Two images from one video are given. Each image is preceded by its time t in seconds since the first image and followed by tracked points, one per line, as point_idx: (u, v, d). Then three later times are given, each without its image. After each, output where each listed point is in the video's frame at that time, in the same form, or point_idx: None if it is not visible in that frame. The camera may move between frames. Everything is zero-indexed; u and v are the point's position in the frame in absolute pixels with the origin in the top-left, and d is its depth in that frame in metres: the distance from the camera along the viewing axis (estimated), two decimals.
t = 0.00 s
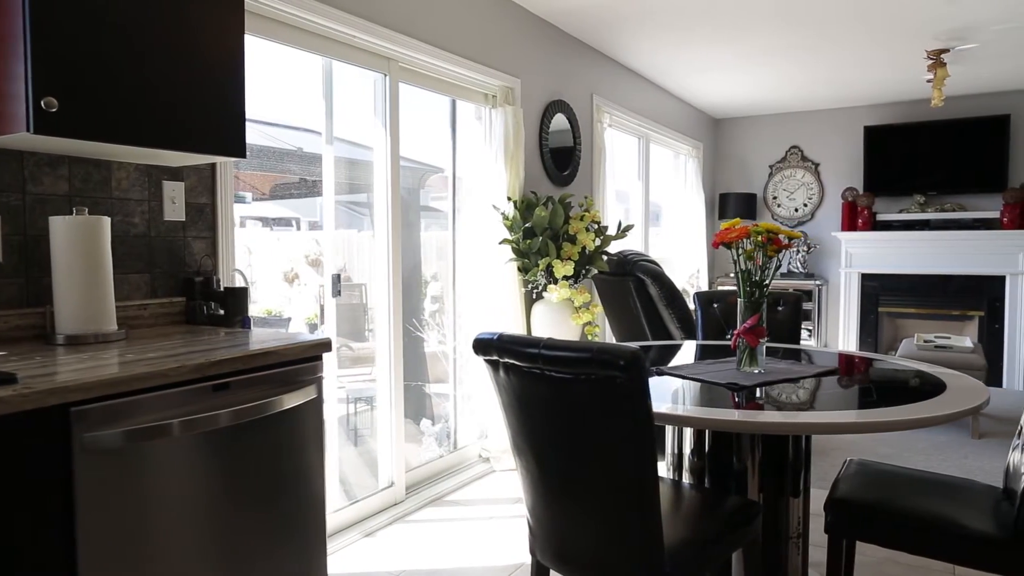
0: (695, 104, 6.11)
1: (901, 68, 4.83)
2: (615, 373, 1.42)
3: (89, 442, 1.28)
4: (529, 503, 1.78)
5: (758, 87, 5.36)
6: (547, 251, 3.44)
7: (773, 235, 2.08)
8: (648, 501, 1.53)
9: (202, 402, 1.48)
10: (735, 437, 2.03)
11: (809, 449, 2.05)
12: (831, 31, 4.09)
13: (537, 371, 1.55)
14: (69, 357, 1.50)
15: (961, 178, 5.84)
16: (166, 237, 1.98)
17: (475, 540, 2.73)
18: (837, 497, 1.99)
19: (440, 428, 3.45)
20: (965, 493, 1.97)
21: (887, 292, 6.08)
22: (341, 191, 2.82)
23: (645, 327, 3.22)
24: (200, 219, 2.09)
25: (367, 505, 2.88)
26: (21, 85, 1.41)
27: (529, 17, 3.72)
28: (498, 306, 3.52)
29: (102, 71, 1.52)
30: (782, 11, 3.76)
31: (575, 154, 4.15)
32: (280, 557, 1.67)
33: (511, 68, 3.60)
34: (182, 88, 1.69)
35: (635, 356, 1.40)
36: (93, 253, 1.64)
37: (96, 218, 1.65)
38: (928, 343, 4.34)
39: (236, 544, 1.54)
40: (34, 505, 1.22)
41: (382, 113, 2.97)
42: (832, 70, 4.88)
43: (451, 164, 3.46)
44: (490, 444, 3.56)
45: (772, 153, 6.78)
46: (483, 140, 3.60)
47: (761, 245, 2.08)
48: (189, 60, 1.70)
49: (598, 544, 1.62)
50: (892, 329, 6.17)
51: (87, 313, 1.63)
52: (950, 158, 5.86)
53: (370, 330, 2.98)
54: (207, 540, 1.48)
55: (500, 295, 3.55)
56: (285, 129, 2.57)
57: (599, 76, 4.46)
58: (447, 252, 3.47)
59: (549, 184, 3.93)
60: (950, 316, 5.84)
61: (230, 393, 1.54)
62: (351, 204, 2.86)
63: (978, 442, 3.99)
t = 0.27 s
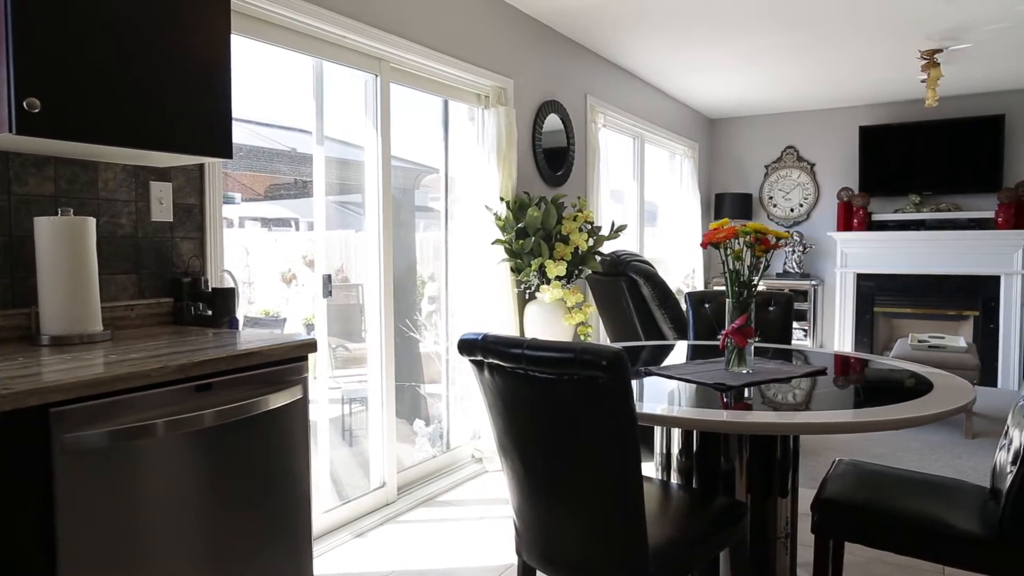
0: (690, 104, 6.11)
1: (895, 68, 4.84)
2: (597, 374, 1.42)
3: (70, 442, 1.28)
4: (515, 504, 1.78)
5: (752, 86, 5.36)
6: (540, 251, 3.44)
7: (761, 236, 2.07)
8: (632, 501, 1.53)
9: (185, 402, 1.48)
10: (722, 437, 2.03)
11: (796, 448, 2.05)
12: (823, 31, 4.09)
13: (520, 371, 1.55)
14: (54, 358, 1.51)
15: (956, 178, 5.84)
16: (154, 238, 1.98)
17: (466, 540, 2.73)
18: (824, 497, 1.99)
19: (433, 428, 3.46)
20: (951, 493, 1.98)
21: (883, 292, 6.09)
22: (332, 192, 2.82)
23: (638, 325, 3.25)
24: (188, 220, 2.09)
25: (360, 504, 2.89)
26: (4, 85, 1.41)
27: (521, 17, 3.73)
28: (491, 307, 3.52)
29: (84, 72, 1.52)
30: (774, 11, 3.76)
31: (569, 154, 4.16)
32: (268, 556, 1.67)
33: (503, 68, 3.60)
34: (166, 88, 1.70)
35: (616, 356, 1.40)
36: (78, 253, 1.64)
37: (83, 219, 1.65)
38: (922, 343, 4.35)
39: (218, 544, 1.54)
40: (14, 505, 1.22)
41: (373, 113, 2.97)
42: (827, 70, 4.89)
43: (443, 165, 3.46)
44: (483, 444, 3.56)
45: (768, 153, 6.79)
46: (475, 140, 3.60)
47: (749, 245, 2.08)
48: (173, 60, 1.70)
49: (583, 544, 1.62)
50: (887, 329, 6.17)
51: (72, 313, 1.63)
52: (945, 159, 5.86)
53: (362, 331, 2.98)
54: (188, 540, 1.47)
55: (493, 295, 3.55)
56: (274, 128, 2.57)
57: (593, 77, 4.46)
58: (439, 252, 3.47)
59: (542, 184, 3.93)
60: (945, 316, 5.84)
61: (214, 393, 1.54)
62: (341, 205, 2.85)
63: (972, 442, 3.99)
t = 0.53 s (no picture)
0: (687, 104, 6.11)
1: (889, 68, 4.84)
2: (581, 374, 1.42)
3: (54, 442, 1.28)
4: (502, 505, 1.78)
5: (748, 87, 5.36)
6: (534, 251, 3.45)
7: (751, 237, 2.07)
8: (618, 502, 1.53)
9: (170, 403, 1.48)
10: (711, 437, 2.02)
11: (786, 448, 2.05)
12: (817, 31, 4.10)
13: (503, 371, 1.55)
14: (41, 359, 1.51)
15: (952, 178, 5.85)
16: (143, 238, 1.99)
17: (459, 541, 2.73)
18: (812, 497, 1.98)
19: (427, 428, 3.46)
20: (940, 493, 1.98)
21: (879, 293, 6.08)
22: (324, 193, 2.82)
23: (633, 327, 3.30)
24: (178, 220, 2.09)
25: (353, 505, 2.89)
26: None
27: (515, 18, 3.73)
28: (486, 308, 3.52)
29: (62, 76, 1.56)
30: (767, 11, 3.77)
31: (563, 154, 4.16)
32: (257, 556, 1.68)
33: (497, 69, 3.60)
34: (145, 90, 1.73)
35: (599, 356, 1.40)
36: (65, 253, 1.64)
37: (69, 220, 1.65)
38: (917, 344, 4.35)
39: (204, 544, 1.54)
40: None
41: (365, 114, 2.97)
42: (821, 70, 4.89)
43: (437, 166, 3.46)
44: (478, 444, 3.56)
45: (764, 153, 6.79)
46: (469, 142, 3.60)
47: (739, 246, 2.08)
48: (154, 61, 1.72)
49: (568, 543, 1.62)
50: (884, 329, 6.17)
51: (59, 314, 1.63)
52: (941, 159, 5.87)
53: (355, 333, 2.98)
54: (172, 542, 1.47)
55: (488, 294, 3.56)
56: (265, 128, 2.56)
57: (587, 77, 4.46)
58: (434, 253, 3.47)
59: (536, 185, 3.93)
60: (942, 316, 5.84)
61: (201, 393, 1.55)
62: (333, 206, 2.85)
63: (967, 442, 3.99)
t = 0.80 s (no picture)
0: (683, 104, 6.12)
1: (884, 68, 4.84)
2: (565, 374, 1.43)
3: (39, 443, 1.29)
4: (490, 506, 1.78)
5: (744, 87, 5.36)
6: (527, 252, 3.46)
7: (740, 237, 2.07)
8: (603, 502, 1.54)
9: (155, 403, 1.48)
10: (699, 437, 2.02)
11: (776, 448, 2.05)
12: (811, 31, 4.10)
13: (489, 370, 1.55)
14: (27, 359, 1.51)
15: (948, 178, 5.85)
16: (132, 239, 1.99)
17: (450, 541, 2.73)
18: (800, 497, 1.97)
19: (421, 429, 3.46)
20: (929, 492, 1.98)
21: (875, 293, 6.09)
22: (316, 193, 2.82)
23: (627, 326, 3.32)
24: (167, 221, 2.10)
25: (346, 504, 2.90)
26: None
27: (508, 18, 3.73)
28: (480, 308, 3.52)
29: (50, 77, 1.56)
30: (760, 11, 3.77)
31: (558, 154, 4.17)
32: (244, 557, 1.68)
33: (490, 69, 3.60)
34: (133, 91, 1.73)
35: (583, 356, 1.41)
36: (52, 254, 1.64)
37: (55, 220, 1.65)
38: (912, 344, 4.37)
39: (189, 544, 1.54)
40: None
41: (357, 114, 2.97)
42: (816, 69, 4.89)
43: (430, 166, 3.46)
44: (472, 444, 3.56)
45: (760, 153, 6.80)
46: (462, 142, 3.60)
47: (729, 246, 2.08)
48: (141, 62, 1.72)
49: (555, 543, 1.62)
50: (881, 329, 6.16)
51: (46, 315, 1.63)
52: (937, 159, 5.87)
53: (348, 333, 2.98)
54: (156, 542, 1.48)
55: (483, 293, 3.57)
56: (255, 128, 2.56)
57: (582, 77, 4.46)
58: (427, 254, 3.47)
59: (530, 185, 3.93)
60: (938, 316, 5.84)
61: (187, 394, 1.55)
62: (324, 207, 2.85)
63: (961, 442, 4.00)
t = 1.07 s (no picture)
0: (679, 104, 6.12)
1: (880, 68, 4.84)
2: (550, 374, 1.43)
3: (25, 443, 1.29)
4: (478, 506, 1.78)
5: (739, 86, 5.36)
6: (521, 251, 3.46)
7: (729, 236, 2.06)
8: (589, 501, 1.54)
9: (140, 403, 1.48)
10: (688, 436, 2.03)
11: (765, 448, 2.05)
12: (806, 31, 4.10)
13: (476, 370, 1.54)
14: (13, 359, 1.51)
15: (944, 177, 5.86)
16: (121, 239, 1.99)
17: (442, 542, 2.72)
18: (787, 496, 1.97)
19: (415, 429, 3.46)
20: (919, 492, 1.98)
21: (872, 292, 6.08)
22: (308, 193, 2.82)
23: (621, 327, 3.32)
24: (155, 222, 2.10)
25: (338, 504, 2.90)
26: None
27: (502, 18, 3.73)
28: (474, 308, 3.53)
29: (37, 79, 1.56)
30: (754, 12, 3.77)
31: (552, 154, 4.17)
32: (232, 558, 1.68)
33: (483, 69, 3.60)
34: (121, 92, 1.73)
35: (567, 356, 1.41)
36: (39, 254, 1.64)
37: (40, 221, 1.65)
38: (907, 344, 4.36)
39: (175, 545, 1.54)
40: None
41: (348, 114, 2.97)
42: (812, 69, 4.89)
43: (424, 166, 3.46)
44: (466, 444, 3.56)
45: (757, 153, 6.80)
46: (456, 142, 3.60)
47: (718, 245, 2.08)
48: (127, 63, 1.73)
49: (542, 543, 1.62)
50: (877, 329, 6.15)
51: (32, 315, 1.63)
52: (933, 159, 5.88)
53: (341, 333, 2.98)
54: (141, 544, 1.47)
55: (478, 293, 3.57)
56: (250, 128, 2.57)
57: (576, 77, 4.47)
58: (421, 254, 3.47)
59: (525, 185, 3.94)
60: (934, 316, 5.83)
61: (173, 393, 1.55)
62: (317, 207, 2.85)
63: (955, 442, 4.00)
